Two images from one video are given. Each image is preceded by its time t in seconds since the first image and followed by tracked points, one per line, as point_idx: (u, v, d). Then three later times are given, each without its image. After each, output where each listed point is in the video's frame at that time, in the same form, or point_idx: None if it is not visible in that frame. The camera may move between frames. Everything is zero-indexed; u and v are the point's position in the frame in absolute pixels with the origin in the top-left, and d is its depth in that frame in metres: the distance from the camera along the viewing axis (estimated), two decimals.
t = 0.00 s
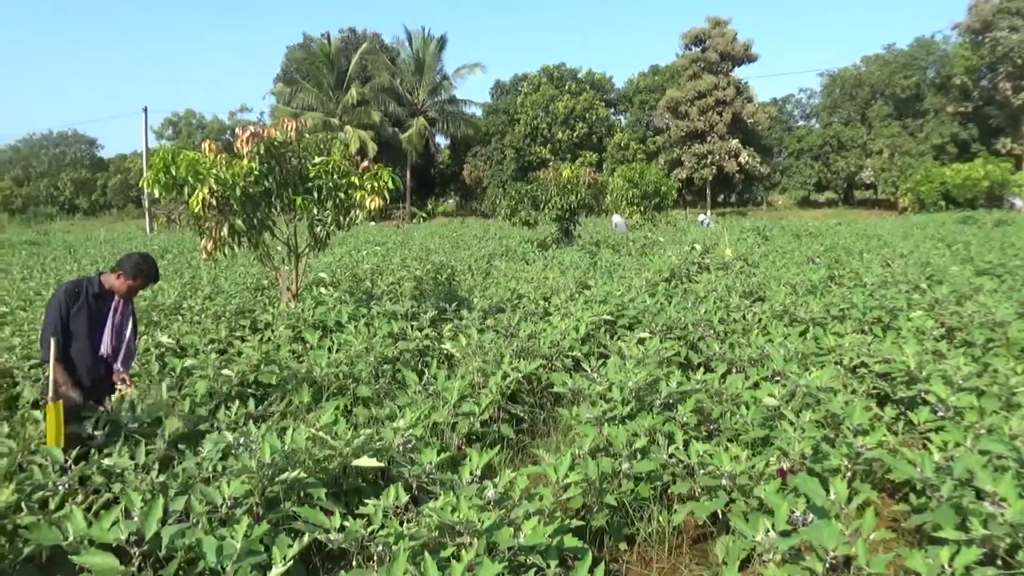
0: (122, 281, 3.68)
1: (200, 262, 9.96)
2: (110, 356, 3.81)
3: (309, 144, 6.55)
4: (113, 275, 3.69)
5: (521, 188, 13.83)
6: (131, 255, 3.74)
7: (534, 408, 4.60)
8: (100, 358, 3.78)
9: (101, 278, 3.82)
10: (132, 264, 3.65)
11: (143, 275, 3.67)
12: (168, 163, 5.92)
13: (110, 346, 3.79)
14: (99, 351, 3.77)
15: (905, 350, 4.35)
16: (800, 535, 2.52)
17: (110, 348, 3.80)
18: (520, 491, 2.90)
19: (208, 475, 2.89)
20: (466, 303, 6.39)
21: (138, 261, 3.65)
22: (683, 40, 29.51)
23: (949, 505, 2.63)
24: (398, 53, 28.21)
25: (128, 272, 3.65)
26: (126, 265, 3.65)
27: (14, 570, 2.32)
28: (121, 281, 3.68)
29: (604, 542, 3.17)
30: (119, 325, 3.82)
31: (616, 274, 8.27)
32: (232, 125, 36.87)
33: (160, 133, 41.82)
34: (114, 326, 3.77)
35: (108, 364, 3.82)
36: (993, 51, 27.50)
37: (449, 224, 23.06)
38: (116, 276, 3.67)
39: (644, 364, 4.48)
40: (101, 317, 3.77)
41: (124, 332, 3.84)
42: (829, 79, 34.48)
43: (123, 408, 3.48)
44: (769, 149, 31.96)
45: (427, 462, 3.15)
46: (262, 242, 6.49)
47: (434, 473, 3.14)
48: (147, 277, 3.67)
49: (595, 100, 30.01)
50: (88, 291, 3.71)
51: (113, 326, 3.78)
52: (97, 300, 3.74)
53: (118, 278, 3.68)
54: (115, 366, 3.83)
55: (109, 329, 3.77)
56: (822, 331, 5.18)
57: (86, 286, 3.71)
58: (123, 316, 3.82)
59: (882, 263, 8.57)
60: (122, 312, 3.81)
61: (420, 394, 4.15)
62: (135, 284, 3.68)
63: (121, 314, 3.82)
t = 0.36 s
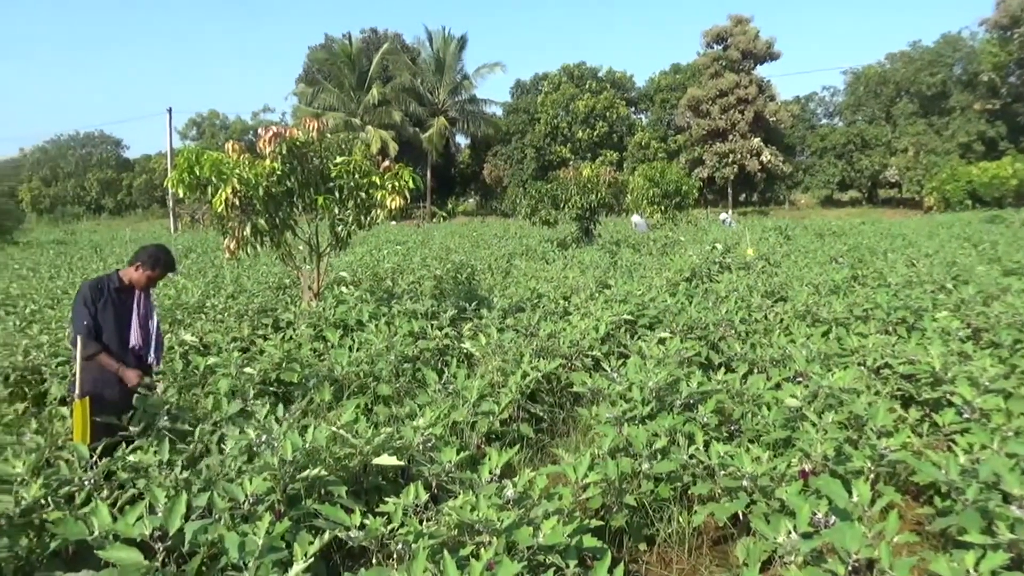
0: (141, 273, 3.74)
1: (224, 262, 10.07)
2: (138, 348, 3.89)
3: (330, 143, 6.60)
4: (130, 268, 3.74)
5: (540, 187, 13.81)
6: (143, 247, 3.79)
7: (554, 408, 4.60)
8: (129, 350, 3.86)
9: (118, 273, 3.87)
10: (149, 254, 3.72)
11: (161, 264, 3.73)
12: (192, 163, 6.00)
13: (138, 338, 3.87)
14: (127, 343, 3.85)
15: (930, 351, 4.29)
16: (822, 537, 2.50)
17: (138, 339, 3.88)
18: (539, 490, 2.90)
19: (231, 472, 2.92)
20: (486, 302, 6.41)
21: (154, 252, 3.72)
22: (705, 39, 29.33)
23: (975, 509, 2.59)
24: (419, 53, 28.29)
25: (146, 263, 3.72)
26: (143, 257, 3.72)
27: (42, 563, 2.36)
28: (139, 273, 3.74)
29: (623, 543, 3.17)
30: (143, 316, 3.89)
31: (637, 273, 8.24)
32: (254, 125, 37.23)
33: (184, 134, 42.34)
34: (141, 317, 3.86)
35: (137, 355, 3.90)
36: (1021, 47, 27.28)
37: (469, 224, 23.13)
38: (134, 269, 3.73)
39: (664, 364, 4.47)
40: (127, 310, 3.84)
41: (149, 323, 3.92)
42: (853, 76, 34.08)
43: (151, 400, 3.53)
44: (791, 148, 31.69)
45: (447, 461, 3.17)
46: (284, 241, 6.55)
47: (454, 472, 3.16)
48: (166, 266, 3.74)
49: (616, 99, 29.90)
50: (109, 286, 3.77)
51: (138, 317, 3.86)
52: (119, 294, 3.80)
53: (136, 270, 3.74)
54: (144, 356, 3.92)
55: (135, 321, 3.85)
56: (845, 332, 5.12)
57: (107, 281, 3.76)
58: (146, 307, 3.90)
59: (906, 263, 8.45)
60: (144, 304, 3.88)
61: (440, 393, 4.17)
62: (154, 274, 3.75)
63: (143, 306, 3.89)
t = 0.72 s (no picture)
0: (160, 268, 3.78)
1: (247, 260, 10.17)
2: (163, 341, 3.96)
3: (352, 142, 6.63)
4: (149, 264, 3.78)
5: (561, 186, 13.76)
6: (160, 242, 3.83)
7: (573, 408, 4.59)
8: (155, 344, 3.92)
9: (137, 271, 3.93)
10: (166, 249, 3.76)
11: (179, 257, 3.78)
12: (217, 163, 6.06)
13: (163, 332, 3.94)
14: (152, 338, 3.91)
15: (956, 353, 4.23)
16: (845, 542, 2.47)
17: (163, 333, 3.94)
18: (559, 490, 2.90)
19: (254, 468, 2.95)
20: (507, 301, 6.42)
21: (171, 245, 3.76)
22: (728, 37, 29.10)
23: (1002, 515, 2.54)
24: (441, 53, 28.36)
25: (163, 257, 3.76)
26: (160, 251, 3.76)
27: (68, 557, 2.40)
28: (158, 268, 3.79)
29: (643, 544, 3.16)
30: (165, 310, 3.95)
31: (658, 273, 8.21)
32: (278, 125, 37.55)
33: (209, 134, 42.78)
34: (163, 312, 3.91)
35: (162, 349, 3.97)
36: None
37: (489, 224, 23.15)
38: (153, 263, 3.77)
39: (686, 365, 4.45)
40: (149, 306, 3.89)
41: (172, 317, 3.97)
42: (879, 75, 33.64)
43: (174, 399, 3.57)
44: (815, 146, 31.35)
45: (466, 460, 3.18)
46: (306, 240, 6.60)
47: (474, 471, 3.16)
48: (184, 258, 3.79)
49: (637, 97, 29.77)
50: (131, 284, 3.82)
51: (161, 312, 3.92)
52: (141, 291, 3.85)
53: (155, 265, 3.78)
54: (170, 349, 3.99)
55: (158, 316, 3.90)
56: (870, 334, 5.06)
57: (129, 279, 3.81)
58: (167, 301, 3.96)
59: (933, 263, 8.33)
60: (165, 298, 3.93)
61: (460, 392, 4.18)
62: (173, 268, 3.80)
63: (164, 301, 3.95)
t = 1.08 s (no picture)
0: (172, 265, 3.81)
1: (264, 260, 10.25)
2: (177, 338, 3.99)
3: (369, 142, 6.65)
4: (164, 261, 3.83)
5: (577, 185, 13.71)
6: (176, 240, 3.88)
7: (590, 407, 4.57)
8: (169, 341, 3.96)
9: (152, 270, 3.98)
10: (180, 246, 3.80)
11: (192, 254, 3.82)
12: (235, 163, 6.10)
13: (177, 329, 3.97)
14: (166, 334, 3.95)
15: (978, 354, 4.16)
16: (863, 543, 2.44)
17: (176, 330, 3.98)
18: (575, 490, 2.89)
19: (271, 466, 2.97)
20: (523, 300, 6.43)
21: (185, 243, 3.81)
22: (746, 35, 28.91)
23: None
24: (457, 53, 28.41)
25: (177, 254, 3.81)
26: (174, 248, 3.81)
27: (89, 552, 2.42)
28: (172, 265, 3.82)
29: (660, 544, 3.15)
30: (180, 308, 3.99)
31: (675, 272, 8.16)
32: (295, 125, 37.76)
33: (228, 134, 43.11)
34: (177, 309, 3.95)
35: (176, 345, 4.00)
36: None
37: (505, 223, 23.15)
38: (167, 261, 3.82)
39: (703, 365, 4.43)
40: (164, 304, 3.94)
41: (187, 313, 4.01)
42: (900, 72, 33.22)
43: (192, 399, 3.59)
44: (834, 145, 31.08)
45: (482, 459, 3.18)
46: (324, 239, 6.64)
47: (489, 470, 3.17)
48: (197, 255, 3.83)
49: (655, 96, 29.61)
50: (146, 282, 3.87)
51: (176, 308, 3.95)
52: (156, 289, 3.90)
53: (169, 263, 3.82)
54: (184, 346, 4.02)
55: (172, 313, 3.95)
56: (889, 333, 5.01)
57: (144, 277, 3.87)
58: (182, 298, 3.99)
59: (953, 263, 8.23)
60: (179, 296, 3.98)
61: (476, 391, 4.18)
62: (187, 265, 3.84)
63: (180, 299, 3.99)
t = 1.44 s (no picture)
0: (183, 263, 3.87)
1: (281, 259, 10.32)
2: (189, 337, 4.02)
3: (385, 142, 6.68)
4: (176, 260, 3.90)
5: (593, 185, 13.68)
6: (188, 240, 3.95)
7: (604, 407, 4.56)
8: (180, 340, 3.99)
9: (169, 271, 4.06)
10: (189, 244, 3.87)
11: (200, 252, 3.86)
12: (253, 163, 6.15)
13: (190, 329, 4.00)
14: (177, 333, 3.98)
15: (998, 355, 4.12)
16: (881, 546, 2.42)
17: (189, 330, 4.01)
18: (589, 489, 2.90)
19: (287, 464, 2.99)
20: (539, 300, 6.43)
21: (194, 241, 3.86)
22: (764, 33, 28.71)
23: None
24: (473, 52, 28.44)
25: (187, 252, 3.86)
26: (184, 247, 3.88)
27: (109, 548, 2.45)
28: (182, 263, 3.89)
29: (674, 545, 3.14)
30: (193, 308, 4.02)
31: (690, 272, 8.12)
32: (312, 125, 37.96)
33: (245, 134, 43.40)
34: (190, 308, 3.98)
35: (188, 345, 4.03)
36: None
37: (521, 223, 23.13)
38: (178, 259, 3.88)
39: (718, 365, 4.41)
40: (177, 303, 3.98)
41: (199, 314, 4.03)
42: (919, 71, 32.88)
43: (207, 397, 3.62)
44: (853, 144, 30.82)
45: (497, 458, 3.19)
46: (340, 238, 6.68)
47: (504, 469, 3.17)
48: (206, 254, 3.87)
49: (671, 95, 29.50)
50: (159, 281, 3.94)
51: (189, 308, 3.99)
52: (169, 289, 3.96)
53: (180, 261, 3.89)
54: (196, 346, 4.04)
55: (184, 312, 3.98)
56: (908, 334, 4.96)
57: (157, 277, 3.95)
58: (197, 300, 4.03)
59: (973, 263, 8.13)
60: (192, 296, 4.02)
61: (491, 391, 4.19)
62: (197, 262, 3.90)
63: (194, 299, 4.03)
